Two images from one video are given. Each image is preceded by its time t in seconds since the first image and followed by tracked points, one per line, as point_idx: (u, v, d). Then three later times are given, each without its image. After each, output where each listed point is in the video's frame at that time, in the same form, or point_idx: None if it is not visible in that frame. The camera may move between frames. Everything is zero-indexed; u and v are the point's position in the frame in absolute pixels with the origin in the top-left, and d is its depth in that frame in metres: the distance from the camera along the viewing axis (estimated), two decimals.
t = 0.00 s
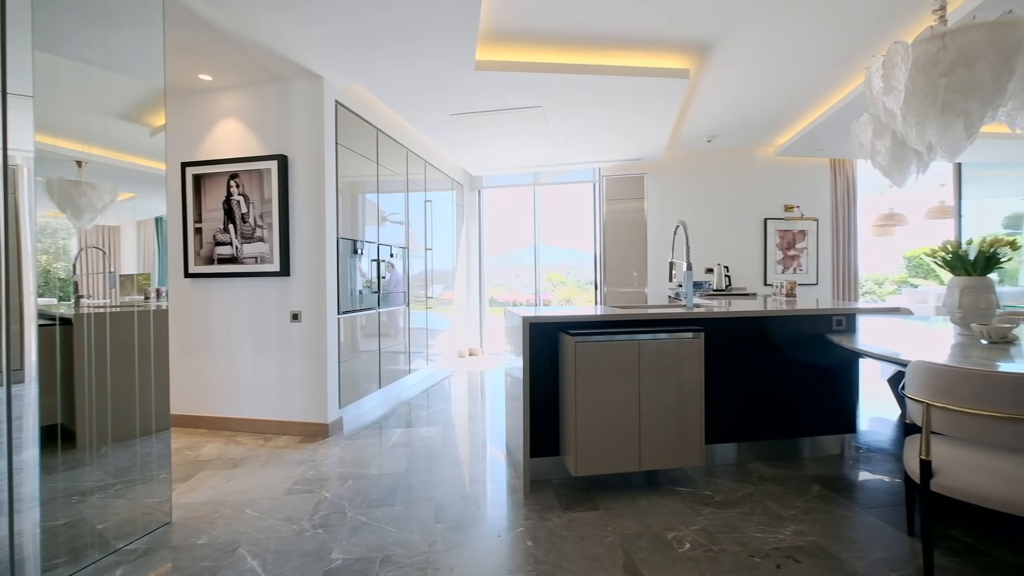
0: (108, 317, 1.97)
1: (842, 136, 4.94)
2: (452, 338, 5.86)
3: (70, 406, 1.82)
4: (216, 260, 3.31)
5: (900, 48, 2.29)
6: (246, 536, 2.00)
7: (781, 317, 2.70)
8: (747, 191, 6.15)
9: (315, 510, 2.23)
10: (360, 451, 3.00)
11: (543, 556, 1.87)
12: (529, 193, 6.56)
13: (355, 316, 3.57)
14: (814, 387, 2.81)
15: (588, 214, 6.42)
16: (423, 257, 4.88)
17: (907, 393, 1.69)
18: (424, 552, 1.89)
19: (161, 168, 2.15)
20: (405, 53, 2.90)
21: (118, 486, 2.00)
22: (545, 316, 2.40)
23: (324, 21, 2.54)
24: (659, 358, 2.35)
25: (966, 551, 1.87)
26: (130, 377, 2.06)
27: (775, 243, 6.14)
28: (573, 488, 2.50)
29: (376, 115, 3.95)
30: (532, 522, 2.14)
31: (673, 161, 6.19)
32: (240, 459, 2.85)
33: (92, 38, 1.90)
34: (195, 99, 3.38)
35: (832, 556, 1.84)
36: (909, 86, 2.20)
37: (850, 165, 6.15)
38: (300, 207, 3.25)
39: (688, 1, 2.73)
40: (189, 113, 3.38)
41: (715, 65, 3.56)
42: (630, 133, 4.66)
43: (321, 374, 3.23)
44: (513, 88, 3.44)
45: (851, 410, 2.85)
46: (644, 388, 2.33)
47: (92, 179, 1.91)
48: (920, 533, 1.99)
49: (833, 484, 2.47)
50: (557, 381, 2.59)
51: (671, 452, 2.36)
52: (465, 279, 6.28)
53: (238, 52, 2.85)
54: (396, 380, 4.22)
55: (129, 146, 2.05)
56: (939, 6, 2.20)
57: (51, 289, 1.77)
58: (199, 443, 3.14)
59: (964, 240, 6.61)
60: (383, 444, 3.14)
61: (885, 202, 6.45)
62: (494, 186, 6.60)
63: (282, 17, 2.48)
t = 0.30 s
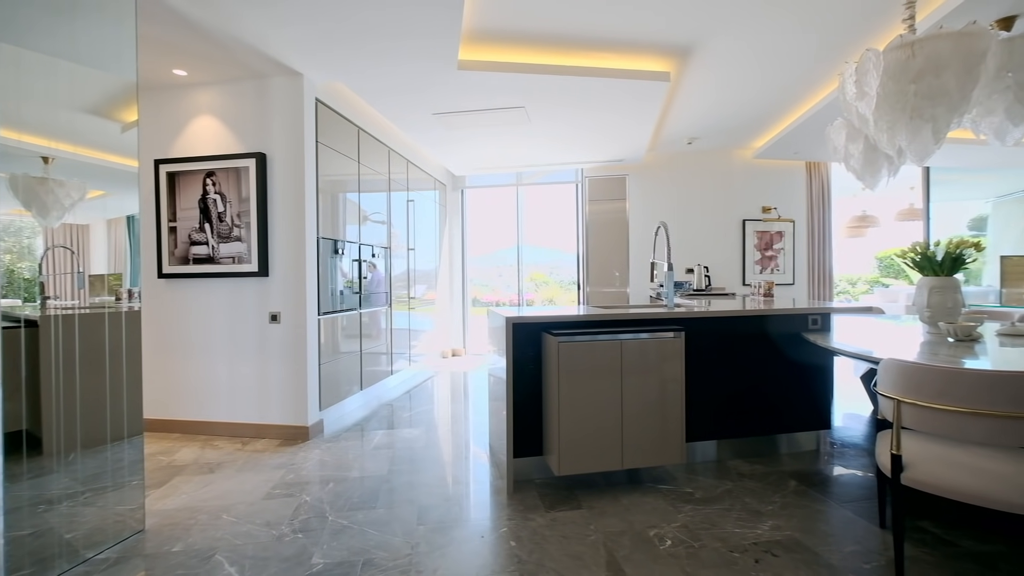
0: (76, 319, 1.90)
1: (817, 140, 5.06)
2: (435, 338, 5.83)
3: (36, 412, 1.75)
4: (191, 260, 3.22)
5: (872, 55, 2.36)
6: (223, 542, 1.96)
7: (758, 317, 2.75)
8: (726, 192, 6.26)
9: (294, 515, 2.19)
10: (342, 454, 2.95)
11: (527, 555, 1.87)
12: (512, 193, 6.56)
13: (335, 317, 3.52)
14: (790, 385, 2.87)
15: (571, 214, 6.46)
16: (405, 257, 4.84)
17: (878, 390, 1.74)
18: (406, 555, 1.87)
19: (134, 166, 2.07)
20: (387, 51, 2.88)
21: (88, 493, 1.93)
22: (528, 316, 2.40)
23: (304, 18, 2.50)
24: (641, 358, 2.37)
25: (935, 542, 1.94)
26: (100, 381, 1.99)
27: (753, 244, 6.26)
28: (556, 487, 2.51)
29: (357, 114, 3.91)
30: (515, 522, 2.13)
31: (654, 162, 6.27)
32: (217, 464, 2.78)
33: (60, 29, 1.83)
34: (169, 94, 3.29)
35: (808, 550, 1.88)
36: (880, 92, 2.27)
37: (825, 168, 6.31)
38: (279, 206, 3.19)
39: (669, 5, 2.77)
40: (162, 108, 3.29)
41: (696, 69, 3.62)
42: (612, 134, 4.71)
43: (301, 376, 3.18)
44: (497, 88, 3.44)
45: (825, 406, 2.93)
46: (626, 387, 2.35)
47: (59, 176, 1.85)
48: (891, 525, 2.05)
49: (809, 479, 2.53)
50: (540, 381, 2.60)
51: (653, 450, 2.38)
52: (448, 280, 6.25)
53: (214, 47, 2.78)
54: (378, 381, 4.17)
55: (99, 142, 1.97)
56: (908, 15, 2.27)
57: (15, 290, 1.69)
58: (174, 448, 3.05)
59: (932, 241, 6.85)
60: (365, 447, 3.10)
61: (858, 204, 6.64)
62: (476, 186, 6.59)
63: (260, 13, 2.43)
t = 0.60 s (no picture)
0: (48, 321, 1.84)
1: (797, 143, 5.17)
2: (420, 339, 5.79)
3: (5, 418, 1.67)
4: (170, 260, 3.15)
5: (849, 61, 2.41)
6: (203, 548, 1.91)
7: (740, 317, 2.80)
8: (709, 194, 6.35)
9: (277, 519, 2.16)
10: (325, 457, 2.92)
11: (512, 556, 1.87)
12: (497, 194, 6.56)
13: (319, 318, 3.47)
14: (772, 384, 2.92)
15: (556, 214, 6.48)
16: (389, 257, 4.80)
17: (856, 388, 1.78)
18: (391, 557, 1.86)
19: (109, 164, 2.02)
20: (372, 50, 2.85)
21: (61, 501, 1.87)
22: (514, 317, 2.40)
23: (287, 14, 2.46)
24: (626, 358, 2.39)
25: (909, 535, 1.99)
26: (73, 384, 1.93)
27: (734, 244, 6.36)
28: (541, 487, 2.51)
29: (341, 112, 3.86)
30: (500, 523, 2.13)
31: (638, 164, 6.32)
32: (196, 468, 2.72)
33: (29, 23, 1.76)
34: (147, 90, 3.22)
35: (787, 545, 1.92)
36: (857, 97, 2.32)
37: (804, 171, 6.45)
38: (261, 206, 3.14)
39: (653, 7, 2.79)
40: (139, 104, 3.21)
41: (679, 71, 3.66)
42: (597, 135, 4.73)
43: (283, 378, 3.13)
44: (482, 88, 3.44)
45: (804, 404, 2.99)
46: (610, 387, 2.37)
47: (30, 173, 1.79)
48: (868, 520, 2.10)
49: (789, 475, 2.58)
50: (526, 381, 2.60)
51: (637, 449, 2.40)
52: (433, 280, 6.23)
53: (194, 42, 2.72)
54: (362, 383, 4.13)
55: (73, 138, 1.91)
56: (884, 22, 2.33)
57: None
58: (152, 452, 2.98)
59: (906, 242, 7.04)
60: (349, 449, 3.06)
61: (836, 206, 6.79)
62: (462, 186, 6.57)
63: (241, 8, 2.38)
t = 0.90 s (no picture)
0: (15, 324, 1.78)
1: (775, 146, 5.28)
2: (403, 340, 5.75)
3: None
4: (144, 260, 3.07)
5: (824, 66, 2.47)
6: (179, 556, 1.87)
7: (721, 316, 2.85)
8: (690, 195, 6.44)
9: (256, 524, 2.11)
10: (306, 460, 2.87)
11: (497, 556, 1.87)
12: (481, 194, 6.55)
13: (299, 319, 3.41)
14: (751, 382, 2.97)
15: (539, 215, 6.50)
16: (372, 257, 4.76)
17: (832, 386, 1.82)
18: (374, 560, 1.84)
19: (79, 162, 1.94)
20: (354, 48, 2.82)
21: (28, 510, 1.79)
22: (497, 317, 2.40)
23: (266, 10, 2.42)
24: (608, 358, 2.41)
25: (883, 528, 2.05)
26: (40, 388, 1.86)
27: (714, 245, 6.47)
28: (525, 487, 2.52)
29: (322, 110, 3.81)
30: (485, 524, 2.13)
31: (621, 165, 6.38)
32: (172, 473, 2.66)
33: None
34: (120, 85, 3.13)
35: (766, 540, 1.96)
36: (832, 102, 2.38)
37: (782, 173, 6.59)
38: (239, 205, 3.08)
39: (635, 10, 2.82)
40: (111, 100, 3.12)
41: (660, 74, 3.70)
42: (580, 136, 4.76)
43: (262, 380, 3.07)
44: (466, 88, 3.43)
45: (782, 401, 3.06)
46: (593, 387, 2.38)
47: None
48: (843, 514, 2.15)
49: (768, 472, 2.63)
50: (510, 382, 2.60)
51: (620, 449, 2.42)
52: (416, 280, 6.18)
53: (169, 37, 2.66)
54: (344, 384, 4.08)
55: (40, 134, 1.84)
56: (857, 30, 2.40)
57: None
58: (125, 458, 2.90)
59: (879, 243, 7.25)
60: (330, 451, 3.02)
61: (812, 208, 6.96)
62: (445, 186, 6.55)
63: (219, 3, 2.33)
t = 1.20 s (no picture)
0: None
1: (757, 148, 5.36)
2: (388, 340, 5.70)
3: None
4: (120, 260, 2.99)
5: (804, 71, 2.52)
6: (157, 563, 1.82)
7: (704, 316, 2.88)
8: (673, 196, 6.51)
9: (238, 529, 2.07)
10: (289, 462, 2.83)
11: (483, 557, 1.86)
12: (466, 194, 6.53)
13: (282, 319, 3.36)
14: (734, 380, 3.01)
15: (525, 215, 6.51)
16: (356, 257, 4.71)
17: (812, 384, 1.85)
18: (359, 564, 1.82)
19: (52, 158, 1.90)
20: (338, 45, 2.79)
21: None
22: (483, 317, 2.39)
23: (248, 7, 2.38)
24: (594, 357, 2.42)
25: (861, 523, 2.09)
26: (11, 392, 1.80)
27: (698, 246, 6.55)
28: (511, 487, 2.52)
29: (305, 108, 3.76)
30: (471, 525, 2.12)
31: (606, 166, 6.43)
32: (150, 478, 2.59)
33: None
34: (95, 81, 3.04)
35: (749, 537, 1.98)
36: (812, 106, 2.44)
37: (763, 175, 6.71)
38: (220, 204, 3.02)
39: (620, 12, 2.84)
40: (86, 95, 3.04)
41: (645, 76, 3.74)
42: (566, 137, 4.78)
43: (244, 382, 3.02)
44: (453, 88, 3.42)
45: (763, 399, 3.11)
46: (579, 386, 2.39)
47: None
48: (823, 510, 2.19)
49: (751, 469, 2.67)
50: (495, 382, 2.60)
51: (606, 448, 2.44)
52: (401, 281, 6.13)
53: (146, 32, 2.59)
54: (327, 386, 4.03)
55: (11, 130, 1.79)
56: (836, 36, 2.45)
57: None
58: (100, 463, 2.82)
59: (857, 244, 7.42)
60: (314, 454, 2.98)
61: (792, 209, 7.09)
62: (430, 186, 6.52)
63: None
